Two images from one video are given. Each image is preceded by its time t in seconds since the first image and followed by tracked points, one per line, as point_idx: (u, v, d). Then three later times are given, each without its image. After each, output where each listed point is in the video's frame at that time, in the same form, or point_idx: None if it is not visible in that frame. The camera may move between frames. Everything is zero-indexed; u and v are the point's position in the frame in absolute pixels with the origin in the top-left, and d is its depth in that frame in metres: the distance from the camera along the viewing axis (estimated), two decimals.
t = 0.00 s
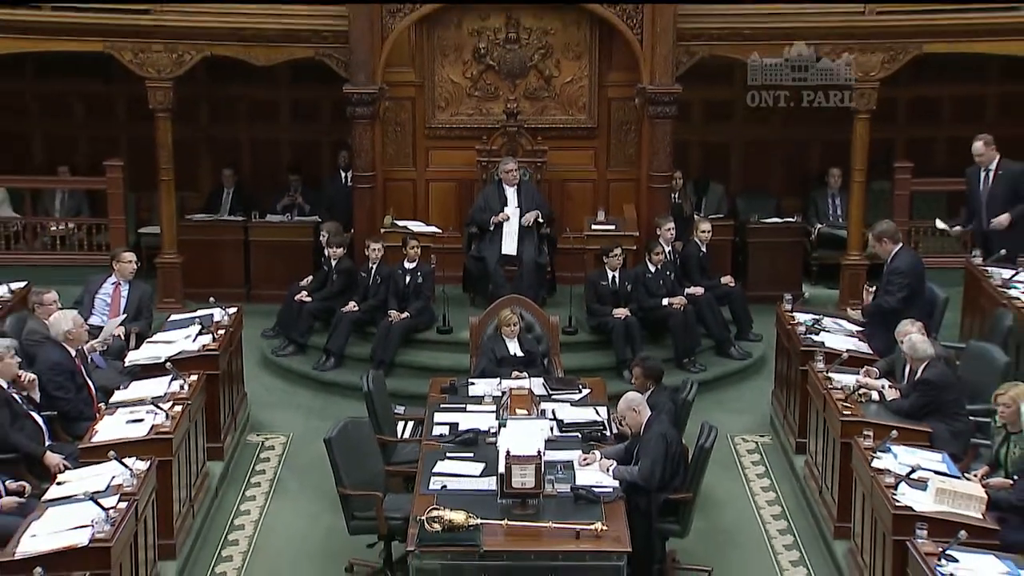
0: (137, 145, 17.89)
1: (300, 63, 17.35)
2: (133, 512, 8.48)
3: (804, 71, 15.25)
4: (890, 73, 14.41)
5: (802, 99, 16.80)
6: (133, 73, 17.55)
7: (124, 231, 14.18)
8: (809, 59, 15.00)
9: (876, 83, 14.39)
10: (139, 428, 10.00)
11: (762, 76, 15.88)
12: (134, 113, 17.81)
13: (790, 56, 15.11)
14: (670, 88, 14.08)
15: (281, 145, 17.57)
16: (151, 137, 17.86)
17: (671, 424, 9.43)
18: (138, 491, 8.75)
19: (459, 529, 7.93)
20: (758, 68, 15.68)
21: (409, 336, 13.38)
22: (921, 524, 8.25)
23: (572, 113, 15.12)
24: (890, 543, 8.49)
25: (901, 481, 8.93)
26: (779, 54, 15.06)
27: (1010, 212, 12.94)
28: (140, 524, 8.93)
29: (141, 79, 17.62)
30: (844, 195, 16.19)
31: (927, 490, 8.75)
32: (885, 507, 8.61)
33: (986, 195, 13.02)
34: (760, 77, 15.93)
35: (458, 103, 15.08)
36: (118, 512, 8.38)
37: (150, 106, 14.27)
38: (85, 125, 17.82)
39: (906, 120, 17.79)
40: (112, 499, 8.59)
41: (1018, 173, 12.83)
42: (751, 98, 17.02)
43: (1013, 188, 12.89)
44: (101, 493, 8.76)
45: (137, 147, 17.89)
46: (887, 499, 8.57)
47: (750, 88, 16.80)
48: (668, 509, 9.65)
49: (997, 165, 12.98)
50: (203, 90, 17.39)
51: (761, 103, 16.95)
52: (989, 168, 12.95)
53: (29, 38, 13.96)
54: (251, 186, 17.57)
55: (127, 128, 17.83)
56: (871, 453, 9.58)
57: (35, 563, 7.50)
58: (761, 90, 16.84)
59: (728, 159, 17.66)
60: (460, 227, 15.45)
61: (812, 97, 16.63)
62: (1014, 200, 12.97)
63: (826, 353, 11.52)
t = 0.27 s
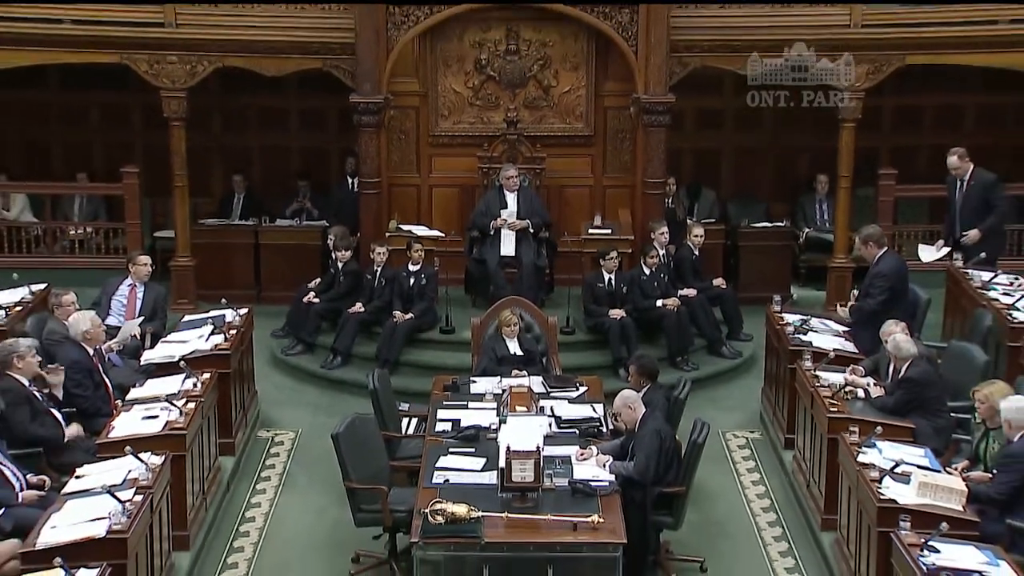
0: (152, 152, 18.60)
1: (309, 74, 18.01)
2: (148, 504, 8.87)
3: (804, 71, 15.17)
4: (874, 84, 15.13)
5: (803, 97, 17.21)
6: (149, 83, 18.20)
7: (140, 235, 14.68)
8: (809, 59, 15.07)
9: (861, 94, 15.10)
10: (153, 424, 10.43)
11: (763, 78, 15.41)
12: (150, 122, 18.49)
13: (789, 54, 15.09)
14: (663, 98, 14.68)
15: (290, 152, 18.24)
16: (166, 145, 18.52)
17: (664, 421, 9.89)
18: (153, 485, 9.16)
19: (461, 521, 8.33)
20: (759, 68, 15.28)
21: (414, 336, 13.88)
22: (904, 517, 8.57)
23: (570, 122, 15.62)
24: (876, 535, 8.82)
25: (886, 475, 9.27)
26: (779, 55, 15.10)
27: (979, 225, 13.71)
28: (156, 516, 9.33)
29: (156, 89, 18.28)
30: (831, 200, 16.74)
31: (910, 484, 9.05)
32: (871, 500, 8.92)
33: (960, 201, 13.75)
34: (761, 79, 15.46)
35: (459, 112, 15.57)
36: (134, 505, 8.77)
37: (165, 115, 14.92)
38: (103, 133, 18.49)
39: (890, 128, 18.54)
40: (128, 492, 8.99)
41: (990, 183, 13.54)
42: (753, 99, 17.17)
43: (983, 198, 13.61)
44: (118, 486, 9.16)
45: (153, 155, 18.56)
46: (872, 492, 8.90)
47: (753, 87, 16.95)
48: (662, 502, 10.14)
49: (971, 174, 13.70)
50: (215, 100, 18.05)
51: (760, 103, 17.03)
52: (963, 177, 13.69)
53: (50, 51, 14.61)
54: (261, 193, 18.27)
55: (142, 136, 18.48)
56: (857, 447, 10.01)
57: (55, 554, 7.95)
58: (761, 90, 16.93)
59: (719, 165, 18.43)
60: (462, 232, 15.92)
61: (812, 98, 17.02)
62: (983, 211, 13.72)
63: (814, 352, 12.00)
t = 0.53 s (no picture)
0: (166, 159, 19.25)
1: (317, 82, 18.60)
2: (162, 498, 9.21)
3: (804, 71, 15.69)
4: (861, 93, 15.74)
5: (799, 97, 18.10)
6: (162, 92, 18.81)
7: (154, 239, 15.21)
8: (808, 60, 15.63)
9: (847, 103, 15.68)
10: (166, 421, 10.87)
11: (764, 74, 15.65)
12: (164, 130, 19.12)
13: (789, 55, 15.61)
14: (657, 106, 15.24)
15: (299, 159, 18.85)
16: (179, 152, 19.15)
17: (658, 417, 10.31)
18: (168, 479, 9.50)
19: (464, 514, 8.73)
20: (757, 66, 15.64)
21: (418, 336, 14.38)
22: (888, 509, 8.92)
23: (567, 130, 16.13)
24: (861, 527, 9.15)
25: (871, 470, 9.60)
26: (777, 57, 15.62)
27: (959, 228, 14.23)
28: (170, 509, 9.69)
29: (169, 98, 18.90)
30: (820, 205, 17.25)
31: (895, 478, 9.30)
32: (856, 495, 9.25)
33: (945, 206, 14.25)
34: (762, 75, 15.66)
35: (461, 121, 16.07)
36: (149, 498, 9.10)
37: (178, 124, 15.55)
38: (118, 141, 19.11)
39: (875, 136, 19.14)
40: (143, 486, 9.30)
41: (974, 188, 14.09)
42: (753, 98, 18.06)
43: (968, 202, 14.15)
44: (134, 480, 9.50)
45: (167, 162, 19.19)
46: (857, 486, 9.21)
47: (752, 88, 17.87)
48: (656, 496, 10.61)
49: (955, 180, 14.22)
50: (226, 108, 18.64)
51: (762, 102, 18.00)
52: (948, 183, 14.20)
53: (70, 62, 15.29)
54: (270, 199, 18.87)
55: (156, 143, 19.12)
56: (844, 443, 10.36)
57: (74, 545, 8.36)
58: (761, 91, 17.83)
59: (713, 172, 18.99)
60: (463, 235, 16.38)
61: (811, 96, 16.96)
62: (966, 215, 14.24)
63: (803, 352, 12.48)
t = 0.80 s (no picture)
0: (180, 166, 19.87)
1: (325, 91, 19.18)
2: (175, 491, 9.44)
3: (804, 70, 16.17)
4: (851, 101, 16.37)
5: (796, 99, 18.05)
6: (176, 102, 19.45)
7: (168, 243, 15.75)
8: (809, 59, 16.15)
9: (835, 110, 16.24)
10: (180, 417, 11.25)
11: (763, 74, 16.15)
12: (178, 139, 19.79)
13: (789, 55, 16.14)
14: (652, 115, 15.74)
15: (307, 166, 19.45)
16: (192, 160, 19.81)
17: (652, 415, 10.77)
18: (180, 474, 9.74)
19: (466, 507, 9.10)
20: (758, 67, 16.16)
21: (421, 336, 14.87)
22: (873, 503, 9.02)
23: (565, 137, 16.63)
24: (848, 520, 9.27)
25: (859, 465, 9.78)
26: (778, 57, 16.15)
27: (955, 229, 14.71)
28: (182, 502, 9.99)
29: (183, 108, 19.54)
30: (809, 210, 17.77)
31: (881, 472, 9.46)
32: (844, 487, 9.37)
33: (938, 211, 14.72)
34: (761, 76, 16.18)
35: (462, 130, 16.58)
36: (162, 492, 9.31)
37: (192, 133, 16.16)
38: (135, 149, 19.78)
39: (861, 143, 19.79)
40: (157, 480, 9.56)
41: (964, 188, 14.66)
42: (754, 99, 17.87)
43: (959, 202, 14.68)
44: (148, 475, 9.73)
45: (182, 169, 19.87)
46: (844, 480, 9.34)
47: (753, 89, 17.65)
48: (650, 490, 11.03)
49: (945, 183, 14.75)
50: (237, 118, 19.24)
51: (760, 103, 17.64)
52: (939, 185, 14.71)
53: (88, 74, 15.89)
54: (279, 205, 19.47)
55: (170, 153, 19.80)
56: (831, 440, 10.68)
57: (90, 536, 8.44)
58: (761, 91, 17.52)
59: (707, 178, 19.57)
60: (465, 239, 16.90)
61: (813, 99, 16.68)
62: (959, 216, 14.74)
63: (792, 351, 12.95)
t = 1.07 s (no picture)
0: (192, 172, 20.40)
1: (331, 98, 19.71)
2: (187, 484, 9.85)
3: (804, 72, 16.63)
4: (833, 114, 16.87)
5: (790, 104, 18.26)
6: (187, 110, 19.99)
7: (181, 246, 16.25)
8: (808, 60, 16.64)
9: (822, 120, 16.83)
10: (192, 414, 11.63)
11: (764, 79, 16.62)
12: (189, 146, 20.34)
13: (791, 55, 16.62)
14: (647, 123, 16.25)
15: (314, 171, 19.97)
16: (203, 166, 20.36)
17: (648, 413, 11.17)
18: (191, 467, 10.12)
19: (468, 501, 9.60)
20: (761, 68, 16.62)
21: (424, 336, 15.35)
22: (859, 496, 9.36)
23: (562, 143, 17.12)
24: (835, 514, 9.57)
25: (846, 460, 10.08)
26: (779, 57, 16.63)
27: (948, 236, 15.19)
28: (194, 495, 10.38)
29: (194, 116, 20.08)
30: (799, 214, 18.27)
31: (867, 467, 9.80)
32: (832, 482, 9.69)
33: (932, 218, 15.20)
34: (762, 81, 16.64)
35: (464, 137, 17.07)
36: (174, 485, 9.70)
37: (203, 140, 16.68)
38: (147, 155, 20.32)
39: (849, 150, 20.34)
40: (170, 474, 9.96)
41: (958, 195, 15.17)
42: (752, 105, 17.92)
43: (953, 209, 15.18)
44: (162, 469, 10.14)
45: (194, 175, 20.42)
46: (833, 476, 9.65)
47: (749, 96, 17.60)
48: (646, 485, 11.47)
49: (938, 191, 15.22)
50: (246, 126, 19.76)
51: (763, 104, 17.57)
52: (933, 193, 15.17)
53: (105, 84, 16.45)
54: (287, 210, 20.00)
55: (181, 158, 20.34)
56: (820, 436, 10.99)
57: (106, 528, 8.83)
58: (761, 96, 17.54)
59: (702, 183, 20.08)
60: (466, 243, 17.41)
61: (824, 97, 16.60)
62: (952, 223, 15.22)
63: (782, 350, 13.42)
